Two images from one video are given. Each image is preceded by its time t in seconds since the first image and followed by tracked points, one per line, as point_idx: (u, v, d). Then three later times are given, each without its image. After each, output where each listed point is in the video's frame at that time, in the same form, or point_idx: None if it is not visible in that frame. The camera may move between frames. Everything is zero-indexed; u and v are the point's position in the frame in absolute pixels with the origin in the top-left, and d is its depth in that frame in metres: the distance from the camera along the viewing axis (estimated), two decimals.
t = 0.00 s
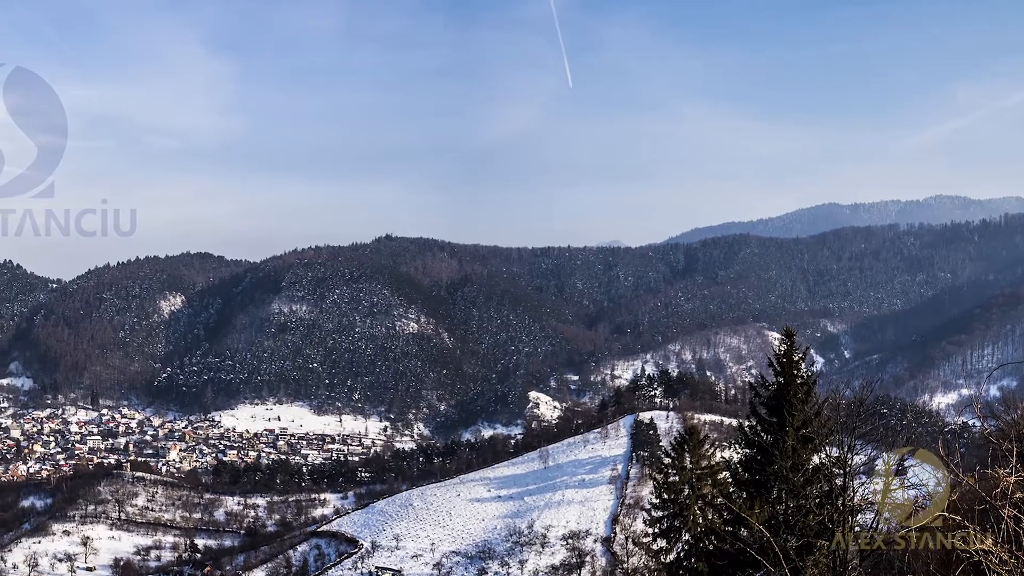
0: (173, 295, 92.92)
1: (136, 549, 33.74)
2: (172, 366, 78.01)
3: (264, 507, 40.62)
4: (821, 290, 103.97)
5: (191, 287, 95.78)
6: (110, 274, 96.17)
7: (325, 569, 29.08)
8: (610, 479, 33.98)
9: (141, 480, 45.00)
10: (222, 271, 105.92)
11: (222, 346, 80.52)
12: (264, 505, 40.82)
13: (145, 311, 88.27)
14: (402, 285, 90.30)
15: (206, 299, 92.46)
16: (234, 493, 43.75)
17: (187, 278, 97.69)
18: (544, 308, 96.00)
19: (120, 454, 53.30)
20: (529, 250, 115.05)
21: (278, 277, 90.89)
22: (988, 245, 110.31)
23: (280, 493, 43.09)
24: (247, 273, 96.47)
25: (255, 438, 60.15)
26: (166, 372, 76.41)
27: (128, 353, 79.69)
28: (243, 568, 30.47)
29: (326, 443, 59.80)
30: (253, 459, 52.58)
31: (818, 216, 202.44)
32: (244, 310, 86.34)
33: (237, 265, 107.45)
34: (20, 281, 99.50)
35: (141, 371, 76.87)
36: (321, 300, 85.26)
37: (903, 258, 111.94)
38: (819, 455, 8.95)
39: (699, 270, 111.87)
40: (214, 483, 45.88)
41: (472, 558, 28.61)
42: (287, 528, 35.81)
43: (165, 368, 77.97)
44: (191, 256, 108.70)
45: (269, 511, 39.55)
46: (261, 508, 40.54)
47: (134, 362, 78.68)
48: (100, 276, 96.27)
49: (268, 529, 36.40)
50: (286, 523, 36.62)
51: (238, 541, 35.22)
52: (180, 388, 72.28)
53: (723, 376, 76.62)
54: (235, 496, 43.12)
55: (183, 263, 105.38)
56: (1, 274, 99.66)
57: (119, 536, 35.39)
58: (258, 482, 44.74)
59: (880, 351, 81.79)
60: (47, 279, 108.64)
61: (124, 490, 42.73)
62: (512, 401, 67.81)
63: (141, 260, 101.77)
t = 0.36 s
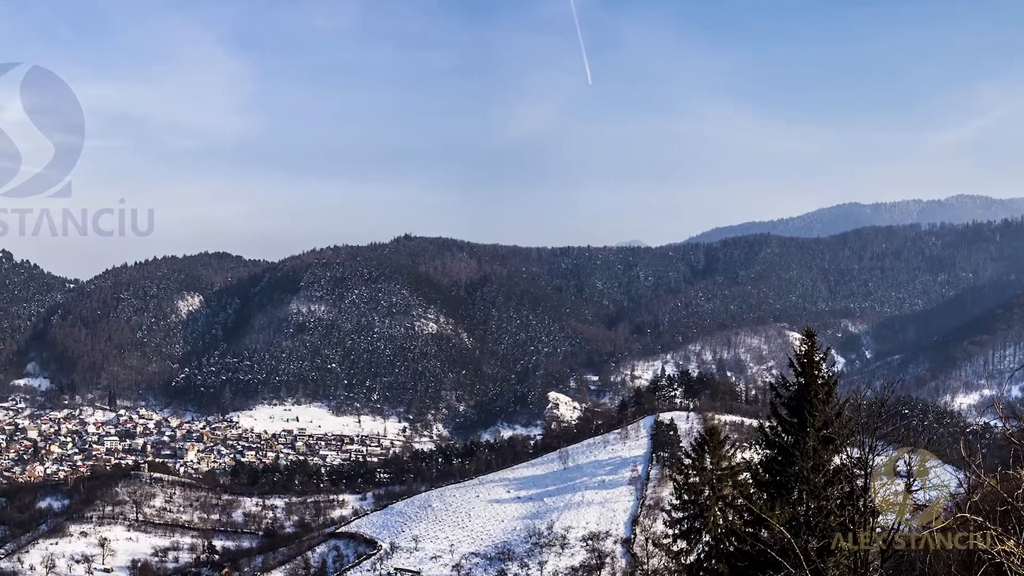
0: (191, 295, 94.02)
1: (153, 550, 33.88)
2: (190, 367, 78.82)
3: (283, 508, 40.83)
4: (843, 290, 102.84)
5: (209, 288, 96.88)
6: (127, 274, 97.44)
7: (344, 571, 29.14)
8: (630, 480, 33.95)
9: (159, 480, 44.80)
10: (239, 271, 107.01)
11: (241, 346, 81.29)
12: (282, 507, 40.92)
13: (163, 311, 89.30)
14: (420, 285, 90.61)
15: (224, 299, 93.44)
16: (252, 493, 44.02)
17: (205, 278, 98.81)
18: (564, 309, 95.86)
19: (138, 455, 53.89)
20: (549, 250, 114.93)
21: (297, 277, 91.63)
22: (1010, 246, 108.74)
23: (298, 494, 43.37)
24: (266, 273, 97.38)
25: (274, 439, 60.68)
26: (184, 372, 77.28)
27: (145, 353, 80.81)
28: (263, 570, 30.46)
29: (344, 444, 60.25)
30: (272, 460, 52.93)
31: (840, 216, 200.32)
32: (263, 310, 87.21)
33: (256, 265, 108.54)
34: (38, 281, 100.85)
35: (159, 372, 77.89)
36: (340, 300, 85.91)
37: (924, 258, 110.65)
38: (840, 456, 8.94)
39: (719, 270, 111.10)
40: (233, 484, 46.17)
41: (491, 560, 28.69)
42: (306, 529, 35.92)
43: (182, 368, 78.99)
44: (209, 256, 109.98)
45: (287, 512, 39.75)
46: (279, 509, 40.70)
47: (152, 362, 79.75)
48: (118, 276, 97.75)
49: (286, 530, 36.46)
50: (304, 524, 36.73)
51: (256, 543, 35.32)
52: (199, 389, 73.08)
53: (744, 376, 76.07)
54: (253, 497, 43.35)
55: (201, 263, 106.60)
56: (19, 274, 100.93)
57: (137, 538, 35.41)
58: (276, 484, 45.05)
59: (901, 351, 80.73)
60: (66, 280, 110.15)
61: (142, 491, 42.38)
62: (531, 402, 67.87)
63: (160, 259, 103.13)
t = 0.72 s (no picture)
0: (210, 295, 95.07)
1: (171, 551, 33.91)
2: (208, 367, 79.71)
3: (301, 509, 40.91)
4: (864, 290, 101.65)
5: (227, 287, 97.91)
6: (145, 274, 98.69)
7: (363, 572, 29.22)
8: (650, 480, 33.87)
9: (177, 481, 44.82)
10: (257, 270, 108.02)
11: (259, 346, 82.14)
12: (301, 508, 41.04)
13: (181, 311, 90.39)
14: (439, 284, 90.83)
15: (242, 299, 94.35)
16: (270, 494, 44.13)
17: (223, 278, 99.91)
18: (584, 308, 95.72)
19: (155, 456, 54.28)
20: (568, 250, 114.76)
21: (316, 277, 92.33)
22: None
23: (316, 495, 43.58)
24: (284, 272, 98.21)
25: (292, 440, 61.17)
26: (202, 373, 78.14)
27: (163, 354, 81.89)
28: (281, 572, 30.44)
29: (363, 444, 60.63)
30: (291, 461, 53.28)
31: (862, 216, 197.88)
32: (282, 310, 88.04)
33: (274, 265, 109.46)
34: (56, 281, 102.40)
35: (177, 372, 78.89)
36: (359, 300, 86.49)
37: (943, 258, 109.34)
38: (861, 457, 8.91)
39: (740, 270, 110.26)
40: (251, 485, 46.30)
41: (511, 561, 28.79)
42: (324, 530, 36.04)
43: (199, 369, 80.08)
44: (227, 255, 111.14)
45: (305, 513, 39.89)
46: (297, 510, 40.77)
47: (170, 362, 80.78)
48: (136, 276, 99.27)
49: (305, 531, 36.60)
50: (322, 526, 36.78)
51: (274, 544, 35.36)
52: (216, 390, 73.82)
53: (764, 377, 75.49)
54: (270, 497, 43.46)
55: (220, 264, 107.67)
56: (37, 273, 102.36)
57: (155, 539, 35.47)
58: (295, 484, 45.20)
59: (922, 352, 79.55)
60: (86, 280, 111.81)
61: (159, 492, 42.40)
62: (550, 403, 67.82)
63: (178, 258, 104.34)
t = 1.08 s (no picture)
0: (229, 296, 96.04)
1: (189, 552, 34.05)
2: (226, 368, 80.52)
3: (319, 510, 41.02)
4: (885, 290, 100.53)
5: (245, 288, 98.93)
6: (162, 274, 99.95)
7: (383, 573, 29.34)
8: (670, 481, 33.78)
9: (195, 483, 44.97)
10: (275, 270, 109.04)
11: (278, 347, 82.94)
12: (319, 509, 41.19)
13: (198, 311, 91.53)
14: (458, 285, 91.02)
15: (260, 299, 95.22)
16: (288, 495, 44.13)
17: (241, 278, 100.99)
18: (603, 309, 95.46)
19: (173, 457, 54.70)
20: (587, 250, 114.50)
21: (334, 277, 93.00)
22: None
23: (335, 496, 43.73)
24: (303, 272, 99.03)
25: (311, 440, 61.63)
26: (219, 374, 78.88)
27: (181, 354, 82.80)
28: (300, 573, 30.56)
29: (381, 445, 60.97)
30: (308, 462, 53.70)
31: (883, 216, 195.72)
32: (300, 310, 88.87)
33: (290, 265, 110.35)
34: (73, 281, 104.11)
35: (195, 372, 79.70)
36: (377, 300, 87.02)
37: (965, 258, 107.98)
38: (882, 456, 8.87)
39: (761, 270, 109.33)
40: (269, 485, 46.38)
41: (530, 562, 28.86)
42: (343, 531, 36.17)
43: (218, 369, 80.86)
44: (246, 255, 112.29)
45: (324, 514, 40.04)
46: (315, 511, 40.85)
47: (187, 362, 81.67)
48: (154, 276, 100.47)
49: (324, 532, 36.73)
50: (341, 527, 36.93)
51: (292, 545, 35.51)
52: (234, 390, 74.50)
53: (785, 377, 74.86)
54: (289, 498, 43.51)
55: (238, 264, 108.73)
56: (54, 273, 103.92)
57: (173, 540, 35.69)
58: (313, 485, 45.33)
59: (944, 352, 78.37)
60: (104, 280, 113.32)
61: (177, 494, 42.60)
62: (569, 404, 67.78)
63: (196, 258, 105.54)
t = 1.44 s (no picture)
0: (247, 296, 97.02)
1: (206, 554, 34.30)
2: (244, 368, 81.29)
3: (337, 511, 41.24)
4: (906, 291, 99.38)
5: (264, 288, 99.89)
6: (180, 274, 101.16)
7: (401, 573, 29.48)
8: (689, 482, 33.66)
9: (212, 483, 44.98)
10: (293, 270, 109.96)
11: (296, 347, 83.61)
12: (337, 510, 41.41)
13: (216, 311, 92.66)
14: (476, 284, 91.19)
15: (278, 299, 96.09)
16: (307, 497, 44.15)
17: (259, 278, 101.97)
18: (623, 309, 95.15)
19: (190, 458, 55.32)
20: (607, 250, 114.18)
21: (353, 276, 93.56)
22: None
23: (353, 497, 43.90)
24: (321, 272, 99.73)
25: (329, 441, 62.13)
26: (237, 374, 79.67)
27: (199, 355, 83.76)
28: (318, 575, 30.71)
29: (399, 446, 61.33)
30: (326, 463, 54.16)
31: (904, 215, 193.53)
32: (319, 311, 89.56)
33: (309, 265, 111.23)
34: (90, 281, 105.91)
35: (212, 372, 80.60)
36: (396, 300, 87.49)
37: (988, 258, 106.44)
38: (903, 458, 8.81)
39: (781, 270, 108.32)
40: (287, 487, 46.39)
41: (549, 564, 28.91)
42: (361, 533, 36.43)
43: (235, 369, 81.66)
44: (264, 255, 113.31)
45: (342, 515, 40.29)
46: (333, 512, 41.09)
47: (204, 362, 82.63)
48: (171, 276, 101.84)
49: (342, 533, 36.94)
50: (359, 528, 37.21)
51: (311, 546, 35.82)
52: (253, 391, 75.25)
53: (805, 378, 74.19)
54: (307, 500, 43.50)
55: (257, 263, 109.79)
56: (71, 273, 105.61)
57: (190, 541, 35.95)
58: (331, 486, 45.52)
59: (965, 352, 77.25)
60: (121, 280, 114.83)
61: (195, 495, 42.75)
62: (589, 404, 67.67)
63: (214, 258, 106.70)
